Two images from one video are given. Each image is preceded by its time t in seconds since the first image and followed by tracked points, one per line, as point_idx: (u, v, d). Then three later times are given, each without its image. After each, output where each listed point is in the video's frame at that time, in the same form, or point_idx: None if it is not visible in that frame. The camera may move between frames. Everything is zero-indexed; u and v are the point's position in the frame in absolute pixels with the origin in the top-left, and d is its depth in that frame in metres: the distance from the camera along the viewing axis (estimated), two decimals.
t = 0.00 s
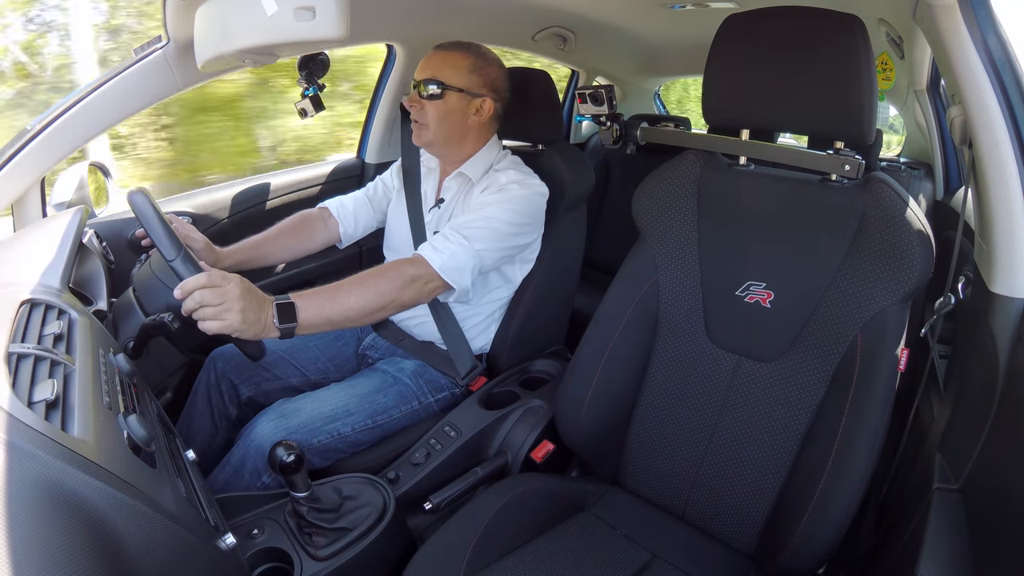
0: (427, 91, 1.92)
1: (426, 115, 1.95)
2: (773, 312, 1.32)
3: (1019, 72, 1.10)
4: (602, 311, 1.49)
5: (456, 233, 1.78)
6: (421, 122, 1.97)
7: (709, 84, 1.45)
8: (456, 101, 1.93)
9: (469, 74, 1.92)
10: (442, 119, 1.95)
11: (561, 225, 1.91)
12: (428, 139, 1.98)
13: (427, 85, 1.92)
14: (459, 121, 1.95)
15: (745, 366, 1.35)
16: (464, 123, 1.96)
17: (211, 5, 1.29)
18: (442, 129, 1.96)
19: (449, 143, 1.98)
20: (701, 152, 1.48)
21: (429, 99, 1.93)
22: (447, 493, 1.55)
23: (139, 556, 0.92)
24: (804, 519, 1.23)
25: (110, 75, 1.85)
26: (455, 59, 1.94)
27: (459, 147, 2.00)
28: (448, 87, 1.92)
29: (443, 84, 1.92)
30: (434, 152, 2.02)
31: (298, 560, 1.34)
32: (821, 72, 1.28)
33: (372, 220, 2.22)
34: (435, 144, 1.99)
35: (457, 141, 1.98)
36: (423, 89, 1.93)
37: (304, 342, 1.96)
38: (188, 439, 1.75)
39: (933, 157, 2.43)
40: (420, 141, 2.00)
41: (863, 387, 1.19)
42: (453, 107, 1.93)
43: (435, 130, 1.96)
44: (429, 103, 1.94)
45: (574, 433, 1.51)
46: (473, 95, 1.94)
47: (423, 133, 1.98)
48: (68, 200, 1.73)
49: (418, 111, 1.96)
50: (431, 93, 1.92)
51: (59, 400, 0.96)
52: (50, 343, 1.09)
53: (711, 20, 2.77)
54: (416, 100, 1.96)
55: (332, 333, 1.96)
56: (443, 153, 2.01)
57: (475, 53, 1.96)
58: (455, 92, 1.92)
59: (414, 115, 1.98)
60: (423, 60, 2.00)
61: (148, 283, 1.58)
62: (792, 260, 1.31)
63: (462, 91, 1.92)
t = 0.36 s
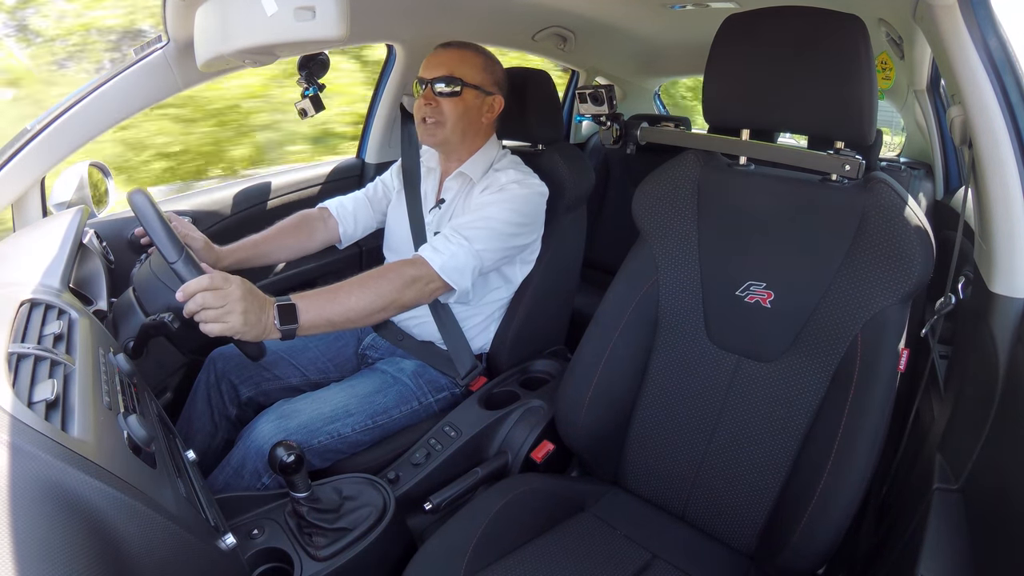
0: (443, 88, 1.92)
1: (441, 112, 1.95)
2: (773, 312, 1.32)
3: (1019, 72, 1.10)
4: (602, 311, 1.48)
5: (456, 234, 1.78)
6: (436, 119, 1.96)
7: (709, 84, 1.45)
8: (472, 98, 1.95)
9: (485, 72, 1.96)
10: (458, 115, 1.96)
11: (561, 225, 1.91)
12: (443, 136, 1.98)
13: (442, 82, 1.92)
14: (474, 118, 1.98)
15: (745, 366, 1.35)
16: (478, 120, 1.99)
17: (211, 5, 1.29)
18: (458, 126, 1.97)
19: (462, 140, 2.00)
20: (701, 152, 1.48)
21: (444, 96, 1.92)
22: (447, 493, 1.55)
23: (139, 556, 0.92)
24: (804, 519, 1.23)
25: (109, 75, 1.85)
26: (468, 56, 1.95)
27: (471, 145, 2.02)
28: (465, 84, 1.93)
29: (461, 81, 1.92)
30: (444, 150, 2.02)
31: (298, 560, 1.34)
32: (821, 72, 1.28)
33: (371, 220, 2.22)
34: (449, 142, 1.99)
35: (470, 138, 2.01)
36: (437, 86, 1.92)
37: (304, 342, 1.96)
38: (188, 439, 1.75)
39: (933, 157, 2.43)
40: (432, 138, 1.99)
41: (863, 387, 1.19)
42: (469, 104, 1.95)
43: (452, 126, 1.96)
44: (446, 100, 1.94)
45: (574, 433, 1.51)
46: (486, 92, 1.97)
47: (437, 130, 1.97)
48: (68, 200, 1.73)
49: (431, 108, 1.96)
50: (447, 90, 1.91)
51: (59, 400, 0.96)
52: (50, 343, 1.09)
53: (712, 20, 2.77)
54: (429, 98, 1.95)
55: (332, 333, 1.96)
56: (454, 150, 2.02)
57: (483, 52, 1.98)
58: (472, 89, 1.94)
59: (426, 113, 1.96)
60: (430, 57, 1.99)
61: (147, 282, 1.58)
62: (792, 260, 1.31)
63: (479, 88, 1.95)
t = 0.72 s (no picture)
0: (443, 91, 1.92)
1: (443, 115, 1.95)
2: (773, 312, 1.32)
3: (1019, 72, 1.10)
4: (602, 311, 1.49)
5: (455, 233, 1.79)
6: (439, 122, 1.96)
7: (709, 84, 1.45)
8: (474, 100, 1.95)
9: (486, 73, 1.95)
10: (460, 118, 1.95)
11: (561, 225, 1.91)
12: (447, 139, 1.98)
13: (442, 83, 1.92)
14: (477, 120, 1.98)
15: (745, 366, 1.35)
16: (479, 122, 1.99)
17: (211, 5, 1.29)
18: (461, 129, 1.97)
19: (465, 142, 2.00)
20: (701, 152, 1.48)
21: (445, 98, 1.92)
22: (447, 493, 1.55)
23: (139, 556, 0.92)
24: (803, 519, 1.23)
25: (110, 75, 1.85)
26: (468, 57, 1.95)
27: (474, 147, 2.02)
28: (466, 86, 1.92)
29: (462, 83, 1.92)
30: (447, 152, 2.02)
31: (298, 560, 1.34)
32: (821, 69, 1.28)
33: (372, 221, 2.22)
34: (453, 145, 1.99)
35: (473, 141, 2.01)
36: (439, 89, 1.92)
37: (304, 342, 1.96)
38: (188, 439, 1.75)
39: (933, 157, 2.43)
40: (436, 141, 1.99)
41: (863, 387, 1.19)
42: (472, 107, 1.95)
43: (455, 129, 1.96)
44: (448, 102, 1.93)
45: (574, 433, 1.51)
46: (487, 95, 1.96)
47: (441, 133, 1.97)
48: (68, 200, 1.73)
49: (433, 111, 1.95)
50: (447, 93, 1.91)
51: (59, 400, 0.96)
52: (50, 343, 1.09)
53: (711, 20, 2.77)
54: (431, 100, 1.95)
55: (332, 332, 1.96)
56: (457, 153, 2.02)
57: (483, 53, 1.98)
58: (474, 90, 1.93)
59: (428, 116, 1.96)
60: (428, 58, 1.98)
61: (147, 281, 1.58)
62: (792, 260, 1.31)
63: (481, 90, 1.95)
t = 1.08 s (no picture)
0: (461, 92, 1.89)
1: (459, 117, 1.93)
2: (773, 312, 1.32)
3: (1018, 72, 1.10)
4: (602, 311, 1.49)
5: (490, 263, 1.78)
6: (455, 125, 1.94)
7: (709, 84, 1.45)
8: (485, 99, 1.96)
9: (490, 72, 1.97)
10: (474, 118, 1.95)
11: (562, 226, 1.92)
12: (462, 140, 1.96)
13: (458, 85, 1.88)
14: (486, 118, 1.99)
15: (745, 366, 1.35)
16: (487, 120, 2.00)
17: (211, 5, 1.29)
18: (475, 129, 1.97)
19: (476, 142, 2.00)
20: (701, 152, 1.48)
21: (463, 100, 1.90)
22: (446, 493, 1.56)
23: (139, 556, 0.92)
24: (803, 519, 1.23)
25: (109, 75, 1.85)
26: (476, 58, 1.93)
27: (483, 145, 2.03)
28: (480, 86, 1.92)
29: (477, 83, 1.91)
30: (456, 153, 2.01)
31: (298, 560, 1.34)
32: (821, 69, 1.28)
33: (372, 220, 2.22)
34: (467, 146, 1.98)
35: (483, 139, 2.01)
36: (455, 91, 1.88)
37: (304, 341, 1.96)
38: (188, 439, 1.74)
39: (933, 157, 2.43)
40: (450, 144, 1.96)
41: (863, 387, 1.19)
42: (483, 106, 1.96)
43: (472, 130, 1.96)
44: (464, 104, 1.92)
45: (574, 433, 1.51)
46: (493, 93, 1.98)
47: (456, 136, 1.95)
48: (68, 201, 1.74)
49: (449, 113, 1.92)
50: (466, 94, 1.89)
51: (59, 401, 0.96)
52: (50, 343, 1.09)
53: (711, 20, 2.77)
54: (446, 102, 1.90)
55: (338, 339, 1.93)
56: (466, 154, 2.01)
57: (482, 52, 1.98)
58: (485, 90, 1.95)
59: (442, 119, 1.92)
60: (432, 58, 1.92)
61: (151, 285, 1.60)
62: (792, 260, 1.31)
63: (489, 89, 1.96)
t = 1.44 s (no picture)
0: (450, 96, 1.87)
1: (449, 121, 1.91)
2: (773, 312, 1.32)
3: (1018, 72, 1.10)
4: (602, 311, 1.49)
5: (518, 288, 1.77)
6: (445, 129, 1.92)
7: (709, 84, 1.45)
8: (481, 105, 1.92)
9: (491, 77, 1.93)
10: (468, 124, 1.92)
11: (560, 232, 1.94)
12: (453, 146, 1.95)
13: (447, 88, 1.87)
14: (483, 124, 1.96)
15: (745, 365, 1.35)
16: (486, 126, 1.97)
17: (211, 6, 1.29)
18: (468, 135, 1.94)
19: (471, 148, 1.98)
20: (701, 152, 1.48)
21: (452, 104, 1.88)
22: (447, 494, 1.57)
23: (140, 556, 0.92)
24: (803, 519, 1.23)
25: (109, 74, 1.85)
26: (477, 62, 1.90)
27: (480, 151, 2.00)
28: (474, 91, 1.89)
29: (469, 89, 1.88)
30: (455, 158, 1.99)
31: (298, 560, 1.34)
32: (821, 69, 1.28)
33: (372, 218, 2.22)
34: (459, 151, 1.97)
35: (479, 146, 1.99)
36: (444, 94, 1.87)
37: (304, 341, 1.96)
38: (188, 439, 1.74)
39: (932, 158, 2.43)
40: (443, 148, 1.95)
41: (862, 387, 1.19)
42: (478, 111, 1.93)
43: (463, 136, 1.93)
44: (455, 109, 1.89)
45: (573, 433, 1.51)
46: (493, 98, 1.95)
47: (446, 142, 1.94)
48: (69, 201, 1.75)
49: (438, 117, 1.90)
50: (455, 98, 1.87)
51: (59, 401, 0.97)
52: (50, 343, 1.09)
53: (711, 20, 2.77)
54: (436, 107, 1.89)
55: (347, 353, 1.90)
56: (463, 158, 1.99)
57: (488, 55, 1.94)
58: (481, 96, 1.91)
59: (433, 122, 1.92)
60: (434, 62, 1.90)
61: (150, 283, 1.59)
62: (792, 259, 1.31)
63: (487, 95, 1.93)
